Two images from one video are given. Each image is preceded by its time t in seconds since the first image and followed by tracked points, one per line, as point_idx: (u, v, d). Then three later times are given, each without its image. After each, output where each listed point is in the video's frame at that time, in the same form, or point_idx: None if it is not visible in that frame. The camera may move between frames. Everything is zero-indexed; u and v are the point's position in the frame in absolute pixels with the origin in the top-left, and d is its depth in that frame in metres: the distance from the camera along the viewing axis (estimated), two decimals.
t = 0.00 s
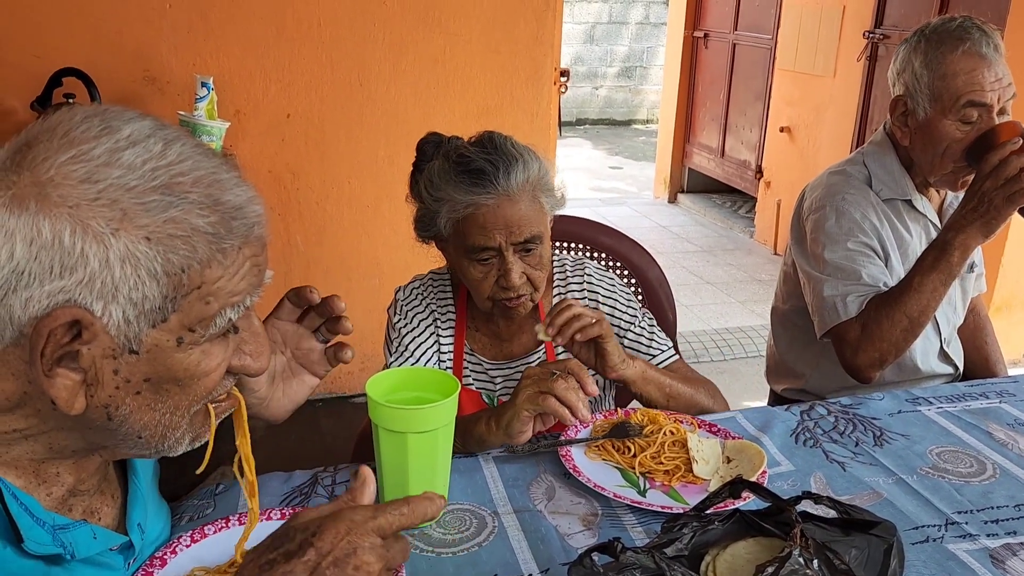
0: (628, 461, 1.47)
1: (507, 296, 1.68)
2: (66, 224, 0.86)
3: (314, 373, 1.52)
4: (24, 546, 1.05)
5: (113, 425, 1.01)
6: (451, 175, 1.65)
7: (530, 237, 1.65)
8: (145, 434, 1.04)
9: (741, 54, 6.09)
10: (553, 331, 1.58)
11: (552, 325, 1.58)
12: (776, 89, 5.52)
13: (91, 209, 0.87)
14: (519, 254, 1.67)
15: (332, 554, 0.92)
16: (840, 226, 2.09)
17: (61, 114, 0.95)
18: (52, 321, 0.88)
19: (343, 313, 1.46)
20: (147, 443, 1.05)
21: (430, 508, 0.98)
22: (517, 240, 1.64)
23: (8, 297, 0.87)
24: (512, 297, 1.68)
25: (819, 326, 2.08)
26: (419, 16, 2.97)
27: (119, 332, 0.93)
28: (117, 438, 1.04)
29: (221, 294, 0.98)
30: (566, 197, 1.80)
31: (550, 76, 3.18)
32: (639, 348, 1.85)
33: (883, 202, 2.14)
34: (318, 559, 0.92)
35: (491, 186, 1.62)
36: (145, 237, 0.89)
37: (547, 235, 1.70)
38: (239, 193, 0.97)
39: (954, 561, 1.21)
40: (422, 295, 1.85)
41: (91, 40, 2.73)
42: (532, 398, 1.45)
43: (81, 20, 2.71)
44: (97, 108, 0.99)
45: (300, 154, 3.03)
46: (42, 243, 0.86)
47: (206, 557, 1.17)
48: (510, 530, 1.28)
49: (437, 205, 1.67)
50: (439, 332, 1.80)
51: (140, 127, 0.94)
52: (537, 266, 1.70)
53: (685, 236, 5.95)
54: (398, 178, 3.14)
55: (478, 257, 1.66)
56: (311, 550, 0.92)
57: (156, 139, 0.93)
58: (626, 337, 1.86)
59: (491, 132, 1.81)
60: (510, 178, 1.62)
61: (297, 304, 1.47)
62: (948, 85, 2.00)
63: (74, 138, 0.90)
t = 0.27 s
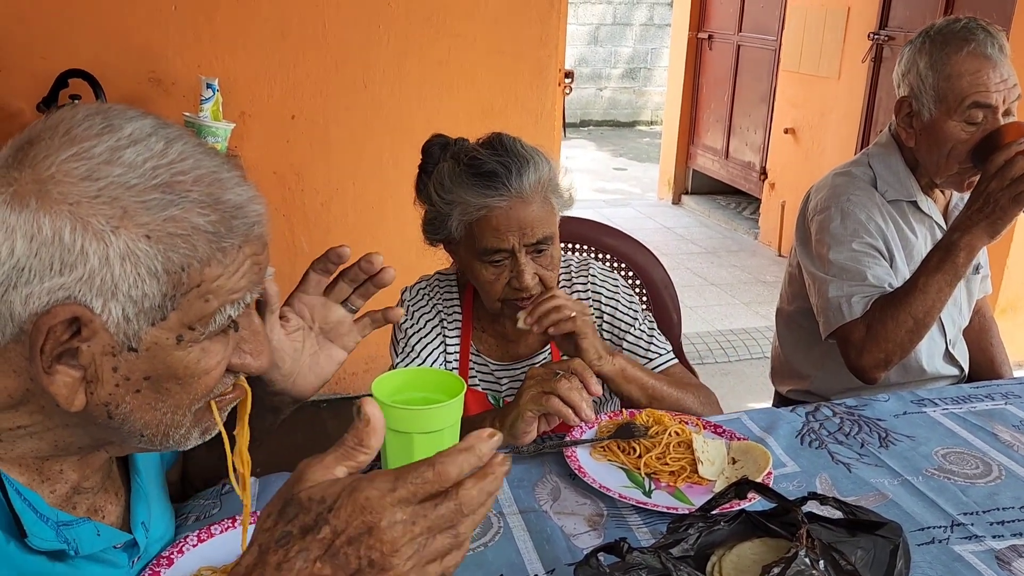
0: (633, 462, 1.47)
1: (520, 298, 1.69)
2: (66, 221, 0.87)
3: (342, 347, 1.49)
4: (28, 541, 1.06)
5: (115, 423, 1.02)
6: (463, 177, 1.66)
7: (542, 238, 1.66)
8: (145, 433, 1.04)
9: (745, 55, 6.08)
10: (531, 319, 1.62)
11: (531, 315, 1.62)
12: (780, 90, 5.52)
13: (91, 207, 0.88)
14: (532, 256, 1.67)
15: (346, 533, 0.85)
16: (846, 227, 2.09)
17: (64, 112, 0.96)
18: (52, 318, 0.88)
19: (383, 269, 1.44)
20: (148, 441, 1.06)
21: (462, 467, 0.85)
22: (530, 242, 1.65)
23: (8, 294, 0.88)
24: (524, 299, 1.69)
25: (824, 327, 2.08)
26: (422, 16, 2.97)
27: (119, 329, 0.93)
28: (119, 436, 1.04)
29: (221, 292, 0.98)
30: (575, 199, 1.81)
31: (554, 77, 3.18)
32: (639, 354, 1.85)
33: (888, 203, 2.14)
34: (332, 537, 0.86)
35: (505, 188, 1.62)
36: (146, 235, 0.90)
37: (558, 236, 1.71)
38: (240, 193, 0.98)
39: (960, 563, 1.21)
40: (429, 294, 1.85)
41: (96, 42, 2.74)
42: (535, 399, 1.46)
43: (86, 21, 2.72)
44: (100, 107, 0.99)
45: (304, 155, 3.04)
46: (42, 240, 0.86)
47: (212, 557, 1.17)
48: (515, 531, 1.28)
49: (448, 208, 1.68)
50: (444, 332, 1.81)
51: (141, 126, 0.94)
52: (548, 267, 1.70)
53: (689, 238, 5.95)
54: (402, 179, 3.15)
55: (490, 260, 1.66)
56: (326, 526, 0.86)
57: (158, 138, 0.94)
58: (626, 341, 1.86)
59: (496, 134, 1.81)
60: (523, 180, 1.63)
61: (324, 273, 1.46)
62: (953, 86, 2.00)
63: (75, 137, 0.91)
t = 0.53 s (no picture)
0: (639, 463, 1.47)
1: (531, 298, 1.70)
2: (84, 223, 0.88)
3: (386, 340, 1.51)
4: (44, 541, 1.07)
5: (130, 423, 1.03)
6: (476, 179, 1.66)
7: (555, 240, 1.67)
8: (159, 433, 1.05)
9: (750, 57, 6.09)
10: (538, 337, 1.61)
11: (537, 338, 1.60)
12: (785, 92, 5.52)
13: (109, 208, 0.88)
14: (543, 258, 1.69)
15: (401, 549, 0.80)
16: (851, 229, 2.09)
17: (81, 114, 0.97)
18: (69, 318, 0.89)
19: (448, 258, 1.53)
20: (162, 440, 1.07)
21: (529, 486, 0.77)
22: (542, 243, 1.66)
23: (27, 294, 0.89)
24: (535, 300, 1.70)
25: (829, 328, 2.08)
26: (428, 18, 2.98)
27: (135, 330, 0.94)
28: (134, 436, 1.05)
29: (235, 294, 0.99)
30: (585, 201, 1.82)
31: (559, 78, 3.18)
32: (641, 368, 1.86)
33: (893, 205, 2.14)
34: (389, 551, 0.81)
35: (518, 190, 1.63)
36: (162, 237, 0.91)
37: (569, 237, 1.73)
38: (255, 195, 0.98)
39: (966, 564, 1.21)
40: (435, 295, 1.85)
41: (104, 43, 2.75)
42: (540, 401, 1.46)
43: (94, 23, 2.73)
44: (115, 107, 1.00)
45: (311, 156, 3.05)
46: (60, 241, 0.87)
47: (221, 556, 1.18)
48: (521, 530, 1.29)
49: (460, 209, 1.68)
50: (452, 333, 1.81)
51: (158, 128, 0.95)
52: (559, 269, 1.71)
53: (693, 239, 5.95)
54: (408, 181, 3.16)
55: (503, 261, 1.67)
56: (383, 540, 0.81)
57: (174, 140, 0.94)
58: (631, 352, 1.86)
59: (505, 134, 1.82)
60: (535, 182, 1.64)
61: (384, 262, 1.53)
62: (958, 87, 2.00)
63: (93, 138, 0.91)
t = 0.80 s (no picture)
0: (643, 464, 1.48)
1: (541, 302, 1.70)
2: (96, 226, 0.89)
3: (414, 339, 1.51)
4: (55, 542, 1.07)
5: (139, 424, 1.04)
6: (489, 182, 1.67)
7: (566, 243, 1.68)
8: (169, 434, 1.06)
9: (753, 59, 6.09)
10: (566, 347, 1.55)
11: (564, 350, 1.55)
12: (788, 94, 5.52)
13: (120, 211, 0.89)
14: (555, 261, 1.69)
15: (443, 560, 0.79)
16: (854, 231, 2.10)
17: (93, 118, 0.97)
18: (80, 320, 0.90)
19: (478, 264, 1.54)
20: (171, 441, 1.07)
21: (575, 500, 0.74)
22: (554, 247, 1.67)
23: (38, 296, 0.90)
24: (545, 304, 1.70)
25: (833, 330, 2.09)
26: (432, 21, 2.99)
27: (145, 332, 0.95)
28: (144, 437, 1.06)
29: (244, 297, 1.00)
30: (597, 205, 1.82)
31: (563, 80, 3.19)
32: (648, 378, 1.86)
33: (897, 207, 2.14)
34: (430, 561, 0.80)
35: (531, 194, 1.64)
36: (173, 240, 0.91)
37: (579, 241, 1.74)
38: (265, 199, 0.99)
39: (969, 566, 1.21)
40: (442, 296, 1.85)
41: (110, 46, 2.77)
42: (545, 403, 1.47)
43: (100, 25, 2.74)
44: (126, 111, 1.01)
45: (316, 158, 3.06)
46: (72, 244, 0.88)
47: (227, 556, 1.19)
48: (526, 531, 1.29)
49: (473, 212, 1.69)
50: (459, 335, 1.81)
51: (169, 132, 0.96)
52: (568, 272, 1.72)
53: (696, 241, 5.95)
54: (412, 182, 3.17)
55: (513, 264, 1.68)
56: (422, 550, 0.80)
57: (186, 145, 0.95)
58: (638, 361, 1.86)
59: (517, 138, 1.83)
60: (548, 186, 1.65)
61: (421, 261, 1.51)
62: (961, 89, 2.01)
63: (106, 142, 0.92)
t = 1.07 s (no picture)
0: (647, 465, 1.48)
1: (551, 303, 1.70)
2: (103, 226, 0.89)
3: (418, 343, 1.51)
4: (60, 542, 1.07)
5: (145, 423, 1.04)
6: (499, 183, 1.67)
7: (575, 244, 1.69)
8: (175, 433, 1.06)
9: (757, 60, 6.09)
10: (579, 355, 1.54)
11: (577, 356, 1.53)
12: (793, 95, 5.52)
13: (127, 211, 0.90)
14: (564, 263, 1.70)
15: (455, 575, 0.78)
16: (859, 232, 2.10)
17: (100, 118, 0.98)
18: (87, 319, 0.91)
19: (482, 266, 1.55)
20: (177, 441, 1.08)
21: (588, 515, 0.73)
22: (563, 248, 1.68)
23: (45, 295, 0.90)
24: (554, 305, 1.70)
25: (837, 331, 2.09)
26: (437, 22, 3.00)
27: (150, 331, 0.95)
28: (150, 436, 1.07)
29: (250, 296, 1.00)
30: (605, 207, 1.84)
31: (567, 81, 3.19)
32: (653, 383, 1.85)
33: (902, 209, 2.14)
34: None
35: (542, 195, 1.65)
36: (179, 240, 0.92)
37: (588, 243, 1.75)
38: (271, 199, 1.00)
39: (974, 568, 1.21)
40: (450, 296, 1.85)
41: (116, 46, 2.78)
42: (548, 406, 1.47)
43: (106, 26, 2.75)
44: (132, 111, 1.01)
45: (320, 158, 3.06)
46: (79, 243, 0.89)
47: (232, 556, 1.19)
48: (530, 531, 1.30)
49: (483, 213, 1.69)
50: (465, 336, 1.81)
51: (176, 132, 0.96)
52: (578, 274, 1.73)
53: (700, 242, 5.95)
54: (417, 183, 3.17)
55: (523, 264, 1.68)
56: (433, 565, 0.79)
57: (192, 145, 0.95)
58: (644, 365, 1.86)
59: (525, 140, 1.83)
60: (559, 187, 1.66)
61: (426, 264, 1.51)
62: (966, 91, 2.01)
63: (113, 142, 0.93)
